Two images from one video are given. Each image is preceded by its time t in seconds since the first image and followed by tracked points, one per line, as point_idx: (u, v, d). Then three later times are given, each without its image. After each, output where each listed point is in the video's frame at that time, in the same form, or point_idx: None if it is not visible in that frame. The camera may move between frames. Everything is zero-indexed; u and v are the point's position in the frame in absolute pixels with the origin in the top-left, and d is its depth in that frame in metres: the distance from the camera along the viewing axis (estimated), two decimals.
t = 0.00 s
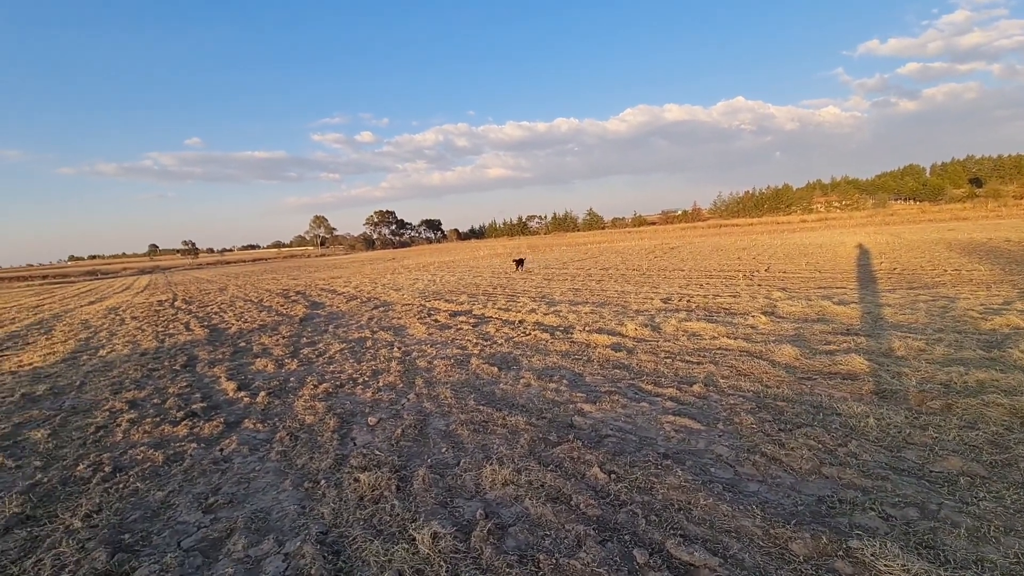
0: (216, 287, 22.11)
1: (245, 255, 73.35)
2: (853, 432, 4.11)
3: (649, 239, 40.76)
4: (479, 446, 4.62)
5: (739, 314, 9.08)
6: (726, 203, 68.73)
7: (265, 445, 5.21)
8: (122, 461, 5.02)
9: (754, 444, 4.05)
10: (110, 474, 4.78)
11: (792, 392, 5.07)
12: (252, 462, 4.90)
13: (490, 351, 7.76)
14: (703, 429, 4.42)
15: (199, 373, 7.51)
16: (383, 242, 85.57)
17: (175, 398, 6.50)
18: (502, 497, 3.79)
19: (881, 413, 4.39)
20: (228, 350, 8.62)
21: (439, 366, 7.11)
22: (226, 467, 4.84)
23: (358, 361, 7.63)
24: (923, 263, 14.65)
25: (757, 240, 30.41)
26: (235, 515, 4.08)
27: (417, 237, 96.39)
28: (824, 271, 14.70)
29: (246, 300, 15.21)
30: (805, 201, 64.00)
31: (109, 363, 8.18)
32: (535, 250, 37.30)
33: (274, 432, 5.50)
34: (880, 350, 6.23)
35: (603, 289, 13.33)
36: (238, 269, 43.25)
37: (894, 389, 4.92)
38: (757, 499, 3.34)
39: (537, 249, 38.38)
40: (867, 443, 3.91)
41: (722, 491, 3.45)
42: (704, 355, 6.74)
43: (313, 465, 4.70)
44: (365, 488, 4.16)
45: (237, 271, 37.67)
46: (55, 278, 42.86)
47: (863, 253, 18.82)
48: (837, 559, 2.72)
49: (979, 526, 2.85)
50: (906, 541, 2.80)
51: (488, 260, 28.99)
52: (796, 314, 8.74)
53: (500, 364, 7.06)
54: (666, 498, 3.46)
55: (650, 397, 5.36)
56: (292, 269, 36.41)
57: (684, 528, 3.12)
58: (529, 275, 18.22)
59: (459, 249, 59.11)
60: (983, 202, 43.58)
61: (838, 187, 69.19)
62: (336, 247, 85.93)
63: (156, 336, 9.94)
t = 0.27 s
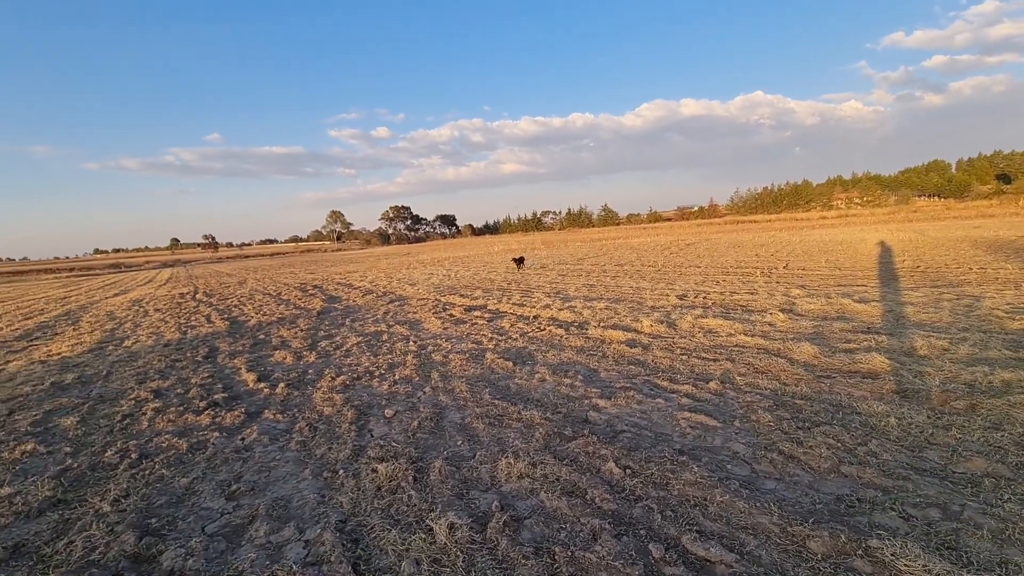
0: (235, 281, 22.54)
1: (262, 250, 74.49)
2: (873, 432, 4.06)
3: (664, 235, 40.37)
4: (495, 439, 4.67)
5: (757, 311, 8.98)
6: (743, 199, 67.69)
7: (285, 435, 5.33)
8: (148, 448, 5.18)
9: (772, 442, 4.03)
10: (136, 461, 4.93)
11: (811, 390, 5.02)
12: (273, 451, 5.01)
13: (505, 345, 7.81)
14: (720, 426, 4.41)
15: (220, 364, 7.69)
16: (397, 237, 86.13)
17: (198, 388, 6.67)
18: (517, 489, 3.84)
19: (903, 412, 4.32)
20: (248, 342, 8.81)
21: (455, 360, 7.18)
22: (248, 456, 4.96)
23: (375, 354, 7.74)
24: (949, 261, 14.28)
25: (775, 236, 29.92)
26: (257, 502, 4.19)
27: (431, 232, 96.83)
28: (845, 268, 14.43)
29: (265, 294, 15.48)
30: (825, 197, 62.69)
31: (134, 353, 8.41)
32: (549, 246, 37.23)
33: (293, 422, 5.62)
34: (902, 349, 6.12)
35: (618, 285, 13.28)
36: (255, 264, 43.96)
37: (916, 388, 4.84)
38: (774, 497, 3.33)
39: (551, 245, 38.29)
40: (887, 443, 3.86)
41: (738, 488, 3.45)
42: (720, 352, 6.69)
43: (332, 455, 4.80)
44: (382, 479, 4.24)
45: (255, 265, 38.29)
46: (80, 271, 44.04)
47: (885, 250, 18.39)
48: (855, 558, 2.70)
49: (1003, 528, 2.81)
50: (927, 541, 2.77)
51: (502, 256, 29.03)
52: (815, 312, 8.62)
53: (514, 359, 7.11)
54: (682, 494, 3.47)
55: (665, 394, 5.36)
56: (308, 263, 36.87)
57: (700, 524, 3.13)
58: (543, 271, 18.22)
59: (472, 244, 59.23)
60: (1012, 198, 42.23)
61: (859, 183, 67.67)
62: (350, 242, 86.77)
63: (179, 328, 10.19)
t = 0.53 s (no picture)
0: (255, 274, 22.94)
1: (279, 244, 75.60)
2: (895, 432, 4.01)
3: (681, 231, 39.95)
4: (511, 434, 4.73)
5: (775, 309, 8.87)
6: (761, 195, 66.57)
7: (305, 426, 5.45)
8: (173, 437, 5.33)
9: (790, 441, 4.00)
10: (163, 449, 5.08)
11: (831, 389, 4.96)
12: (293, 442, 5.13)
13: (520, 341, 7.84)
14: (737, 424, 4.39)
15: (241, 356, 7.87)
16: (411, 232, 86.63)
17: (221, 379, 6.84)
18: (534, 483, 3.89)
19: (926, 413, 4.25)
20: (268, 335, 8.99)
21: (470, 354, 7.24)
22: (269, 446, 5.08)
23: (392, 348, 7.84)
24: (976, 259, 13.90)
25: (795, 233, 29.39)
26: (279, 491, 4.30)
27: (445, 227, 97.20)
28: (867, 266, 14.14)
29: (283, 287, 15.75)
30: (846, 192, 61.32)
31: (158, 345, 8.65)
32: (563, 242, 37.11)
33: (313, 414, 5.74)
34: (926, 349, 6.00)
35: (634, 281, 13.22)
36: (273, 258, 44.66)
37: (941, 389, 4.75)
38: (793, 495, 3.32)
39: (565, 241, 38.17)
40: (909, 443, 3.81)
41: (756, 486, 3.45)
42: (738, 350, 6.64)
43: (350, 446, 4.89)
44: (401, 471, 4.32)
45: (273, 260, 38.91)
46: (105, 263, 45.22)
47: (908, 248, 17.97)
48: (876, 558, 2.69)
49: None
50: (951, 544, 2.73)
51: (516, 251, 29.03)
52: (836, 310, 8.48)
53: (530, 354, 7.14)
54: (699, 491, 3.48)
55: (682, 391, 5.35)
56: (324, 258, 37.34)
57: (717, 521, 3.15)
58: (558, 267, 18.19)
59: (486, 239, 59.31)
60: None
61: (882, 179, 66.01)
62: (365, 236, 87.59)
63: (201, 320, 10.43)
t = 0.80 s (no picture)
0: (273, 268, 23.33)
1: (296, 239, 76.65)
2: (917, 432, 3.95)
3: (697, 228, 39.51)
4: (527, 428, 4.79)
5: (795, 307, 8.75)
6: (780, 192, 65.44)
7: (324, 417, 5.56)
8: (197, 425, 5.48)
9: (809, 440, 3.98)
10: (188, 437, 5.23)
11: (851, 388, 4.90)
12: (313, 432, 5.24)
13: (536, 336, 7.87)
14: (755, 422, 4.37)
15: (262, 348, 8.04)
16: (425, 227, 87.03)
17: (242, 370, 7.01)
18: (550, 477, 3.95)
19: (951, 413, 4.18)
20: (287, 328, 9.16)
21: (486, 349, 7.29)
22: (290, 436, 5.20)
23: (408, 342, 7.93)
24: (1005, 258, 13.50)
25: (815, 230, 28.86)
26: (301, 479, 4.41)
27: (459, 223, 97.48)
28: (890, 264, 13.85)
29: (301, 281, 16.00)
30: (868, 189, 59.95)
31: (181, 336, 8.87)
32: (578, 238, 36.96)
33: (332, 405, 5.85)
34: (951, 349, 5.88)
35: (650, 278, 13.13)
36: (290, 252, 45.27)
37: (966, 390, 4.65)
38: (812, 494, 3.31)
39: (580, 237, 38.00)
40: (933, 444, 3.75)
41: (775, 484, 3.45)
42: (756, 347, 6.58)
43: (369, 438, 4.99)
44: (419, 462, 4.41)
45: (290, 254, 39.45)
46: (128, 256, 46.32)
47: (933, 246, 17.50)
48: (898, 559, 2.67)
49: None
50: (975, 546, 2.70)
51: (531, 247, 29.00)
52: (857, 309, 8.33)
53: (545, 350, 7.17)
54: (716, 488, 3.51)
55: (699, 388, 5.34)
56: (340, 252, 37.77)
57: (735, 518, 3.17)
58: (574, 263, 18.15)
59: (500, 235, 59.35)
60: None
61: (906, 175, 64.36)
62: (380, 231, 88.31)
63: (222, 312, 10.67)
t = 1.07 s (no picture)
0: (293, 262, 23.71)
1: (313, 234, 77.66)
2: (943, 432, 3.88)
3: (715, 224, 38.97)
4: (544, 422, 4.85)
5: (816, 304, 8.60)
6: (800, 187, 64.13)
7: (344, 408, 5.67)
8: (222, 414, 5.63)
9: (830, 438, 3.94)
10: (212, 425, 5.37)
11: (874, 387, 4.83)
12: (333, 423, 5.35)
13: (552, 331, 7.89)
14: (775, 419, 4.35)
15: (283, 340, 8.20)
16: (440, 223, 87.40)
17: (264, 361, 7.17)
18: (567, 470, 4.00)
19: (978, 413, 4.09)
20: (307, 321, 9.32)
21: (503, 343, 7.34)
22: (311, 426, 5.31)
23: (425, 335, 8.01)
24: None
25: (837, 227, 28.25)
26: (322, 468, 4.51)
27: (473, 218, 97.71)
28: (915, 261, 13.50)
29: (320, 275, 16.25)
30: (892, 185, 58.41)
31: (205, 327, 9.10)
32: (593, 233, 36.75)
33: (351, 396, 5.95)
34: (979, 348, 5.74)
35: (667, 274, 13.03)
36: (308, 247, 45.89)
37: (994, 389, 4.55)
38: (833, 492, 3.29)
39: (596, 232, 37.78)
40: (959, 444, 3.68)
41: (795, 481, 3.44)
42: (776, 344, 6.51)
43: (388, 429, 5.08)
44: (437, 453, 4.49)
45: (308, 249, 39.99)
46: (152, 250, 47.48)
47: (962, 243, 16.98)
48: (922, 558, 2.64)
49: None
50: (1003, 547, 2.65)
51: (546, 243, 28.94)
52: (881, 306, 8.16)
53: (562, 344, 7.19)
54: (735, 484, 3.52)
55: (717, 384, 5.32)
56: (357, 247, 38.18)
57: (754, 515, 3.18)
58: (590, 259, 18.08)
59: (515, 230, 59.30)
60: None
61: (933, 170, 62.51)
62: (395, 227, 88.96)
63: (244, 305, 10.90)
